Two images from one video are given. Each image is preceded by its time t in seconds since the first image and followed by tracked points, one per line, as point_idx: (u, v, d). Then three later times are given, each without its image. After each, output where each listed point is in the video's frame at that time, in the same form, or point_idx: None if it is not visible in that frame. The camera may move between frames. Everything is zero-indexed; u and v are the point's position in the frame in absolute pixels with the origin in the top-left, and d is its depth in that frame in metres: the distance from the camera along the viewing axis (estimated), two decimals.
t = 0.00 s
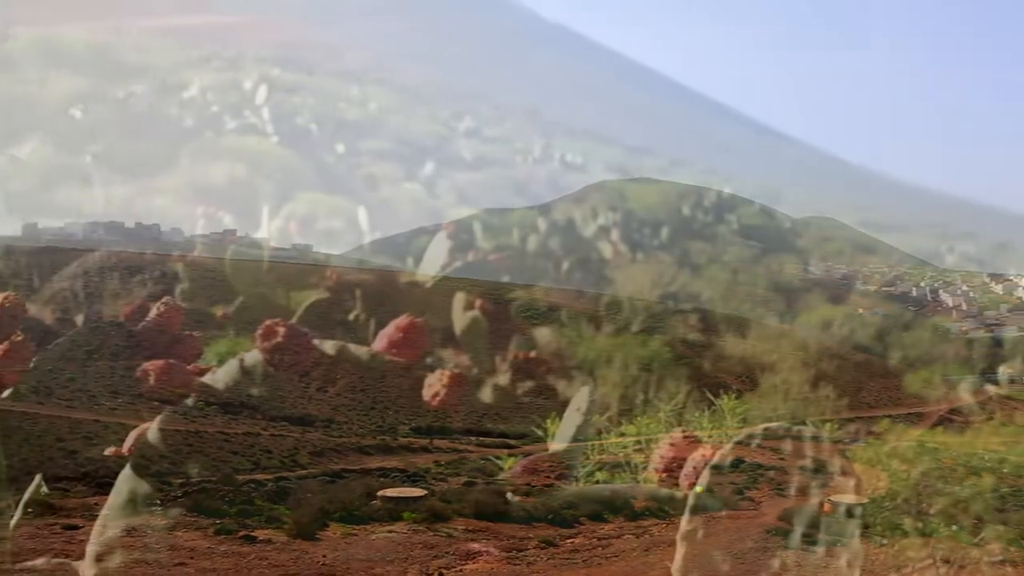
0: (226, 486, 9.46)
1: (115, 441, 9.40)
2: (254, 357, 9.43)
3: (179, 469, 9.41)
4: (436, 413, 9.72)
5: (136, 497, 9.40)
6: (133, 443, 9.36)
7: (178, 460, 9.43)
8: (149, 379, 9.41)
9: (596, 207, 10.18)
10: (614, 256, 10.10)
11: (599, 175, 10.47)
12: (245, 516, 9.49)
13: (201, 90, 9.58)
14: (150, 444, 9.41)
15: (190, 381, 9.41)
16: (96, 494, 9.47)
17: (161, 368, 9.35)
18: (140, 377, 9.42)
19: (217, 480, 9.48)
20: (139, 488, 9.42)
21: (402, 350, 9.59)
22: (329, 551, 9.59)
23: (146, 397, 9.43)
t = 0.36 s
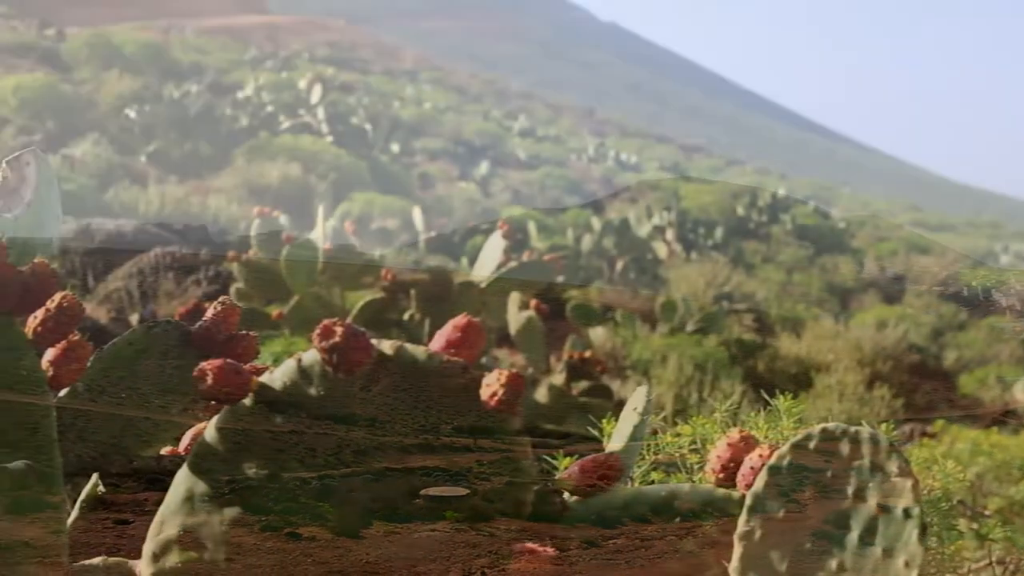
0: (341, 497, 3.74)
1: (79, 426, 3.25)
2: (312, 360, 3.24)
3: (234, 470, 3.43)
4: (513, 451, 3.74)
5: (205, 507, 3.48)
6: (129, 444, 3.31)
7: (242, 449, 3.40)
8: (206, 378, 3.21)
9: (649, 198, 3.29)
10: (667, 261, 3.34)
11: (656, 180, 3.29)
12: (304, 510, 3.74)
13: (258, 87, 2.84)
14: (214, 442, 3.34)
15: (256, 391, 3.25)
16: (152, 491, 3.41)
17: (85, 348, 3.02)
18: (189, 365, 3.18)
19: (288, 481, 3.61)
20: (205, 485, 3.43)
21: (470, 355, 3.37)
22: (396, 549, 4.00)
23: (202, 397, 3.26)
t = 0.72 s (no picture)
0: (480, 470, 1.91)
1: (133, 424, 2.10)
2: (373, 359, 1.91)
3: (292, 471, 1.92)
4: (573, 445, 1.90)
5: (262, 508, 1.92)
6: (179, 441, 2.07)
7: (305, 439, 1.91)
8: (258, 381, 1.91)
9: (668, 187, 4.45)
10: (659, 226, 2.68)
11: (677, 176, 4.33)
12: (369, 516, 1.92)
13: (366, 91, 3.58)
14: (268, 442, 1.92)
15: (311, 393, 1.92)
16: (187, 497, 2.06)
17: (132, 349, 2.02)
18: (244, 357, 2.06)
19: (345, 481, 1.91)
20: (265, 479, 1.92)
21: (529, 361, 1.95)
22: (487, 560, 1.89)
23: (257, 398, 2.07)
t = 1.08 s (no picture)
0: (534, 470, 1.91)
1: (184, 424, 2.11)
2: (425, 359, 1.90)
3: (343, 471, 1.91)
4: (625, 445, 1.88)
5: (313, 509, 1.92)
6: (230, 442, 2.09)
7: (355, 440, 1.91)
8: (310, 381, 1.90)
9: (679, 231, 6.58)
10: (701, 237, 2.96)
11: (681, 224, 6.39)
12: (418, 525, 1.92)
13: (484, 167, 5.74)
14: (319, 442, 1.92)
15: (363, 393, 1.92)
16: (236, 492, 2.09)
17: (182, 349, 2.02)
18: (295, 357, 2.08)
19: (396, 484, 1.91)
20: (317, 479, 1.92)
21: (582, 362, 1.95)
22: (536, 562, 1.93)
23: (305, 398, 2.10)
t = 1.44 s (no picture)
0: (592, 471, 1.91)
1: (242, 423, 2.13)
2: (482, 359, 1.90)
3: (402, 471, 1.93)
4: (684, 445, 1.88)
5: (372, 508, 1.93)
6: (287, 442, 2.12)
7: (414, 440, 1.92)
8: (369, 380, 1.91)
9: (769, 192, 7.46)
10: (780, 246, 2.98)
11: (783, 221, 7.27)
12: (474, 530, 1.93)
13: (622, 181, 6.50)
14: (378, 442, 1.93)
15: (421, 393, 1.92)
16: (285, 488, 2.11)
17: (242, 349, 2.02)
18: (352, 357, 2.11)
19: (454, 484, 1.92)
20: (375, 480, 1.93)
21: (640, 362, 1.96)
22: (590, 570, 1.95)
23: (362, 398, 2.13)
